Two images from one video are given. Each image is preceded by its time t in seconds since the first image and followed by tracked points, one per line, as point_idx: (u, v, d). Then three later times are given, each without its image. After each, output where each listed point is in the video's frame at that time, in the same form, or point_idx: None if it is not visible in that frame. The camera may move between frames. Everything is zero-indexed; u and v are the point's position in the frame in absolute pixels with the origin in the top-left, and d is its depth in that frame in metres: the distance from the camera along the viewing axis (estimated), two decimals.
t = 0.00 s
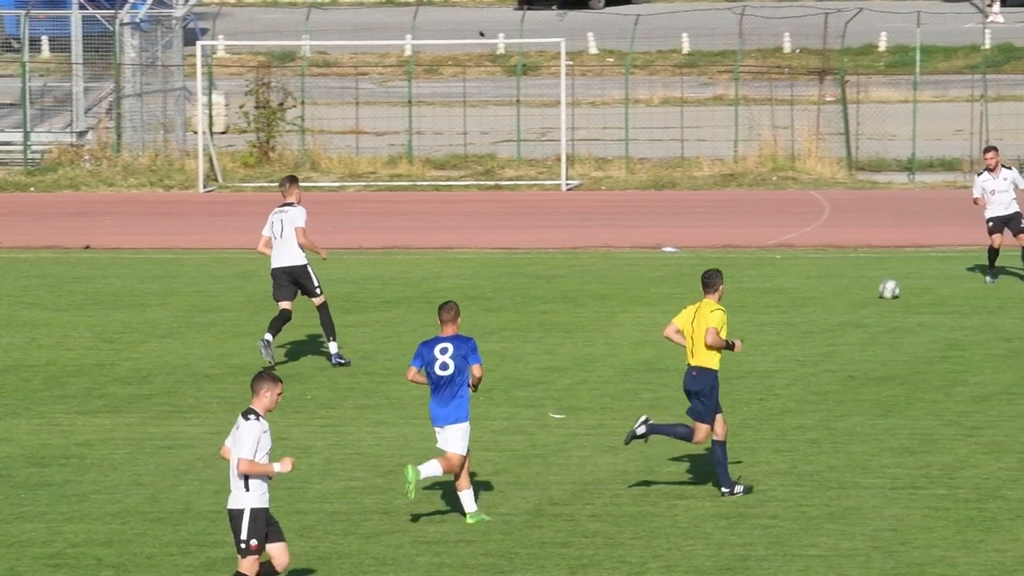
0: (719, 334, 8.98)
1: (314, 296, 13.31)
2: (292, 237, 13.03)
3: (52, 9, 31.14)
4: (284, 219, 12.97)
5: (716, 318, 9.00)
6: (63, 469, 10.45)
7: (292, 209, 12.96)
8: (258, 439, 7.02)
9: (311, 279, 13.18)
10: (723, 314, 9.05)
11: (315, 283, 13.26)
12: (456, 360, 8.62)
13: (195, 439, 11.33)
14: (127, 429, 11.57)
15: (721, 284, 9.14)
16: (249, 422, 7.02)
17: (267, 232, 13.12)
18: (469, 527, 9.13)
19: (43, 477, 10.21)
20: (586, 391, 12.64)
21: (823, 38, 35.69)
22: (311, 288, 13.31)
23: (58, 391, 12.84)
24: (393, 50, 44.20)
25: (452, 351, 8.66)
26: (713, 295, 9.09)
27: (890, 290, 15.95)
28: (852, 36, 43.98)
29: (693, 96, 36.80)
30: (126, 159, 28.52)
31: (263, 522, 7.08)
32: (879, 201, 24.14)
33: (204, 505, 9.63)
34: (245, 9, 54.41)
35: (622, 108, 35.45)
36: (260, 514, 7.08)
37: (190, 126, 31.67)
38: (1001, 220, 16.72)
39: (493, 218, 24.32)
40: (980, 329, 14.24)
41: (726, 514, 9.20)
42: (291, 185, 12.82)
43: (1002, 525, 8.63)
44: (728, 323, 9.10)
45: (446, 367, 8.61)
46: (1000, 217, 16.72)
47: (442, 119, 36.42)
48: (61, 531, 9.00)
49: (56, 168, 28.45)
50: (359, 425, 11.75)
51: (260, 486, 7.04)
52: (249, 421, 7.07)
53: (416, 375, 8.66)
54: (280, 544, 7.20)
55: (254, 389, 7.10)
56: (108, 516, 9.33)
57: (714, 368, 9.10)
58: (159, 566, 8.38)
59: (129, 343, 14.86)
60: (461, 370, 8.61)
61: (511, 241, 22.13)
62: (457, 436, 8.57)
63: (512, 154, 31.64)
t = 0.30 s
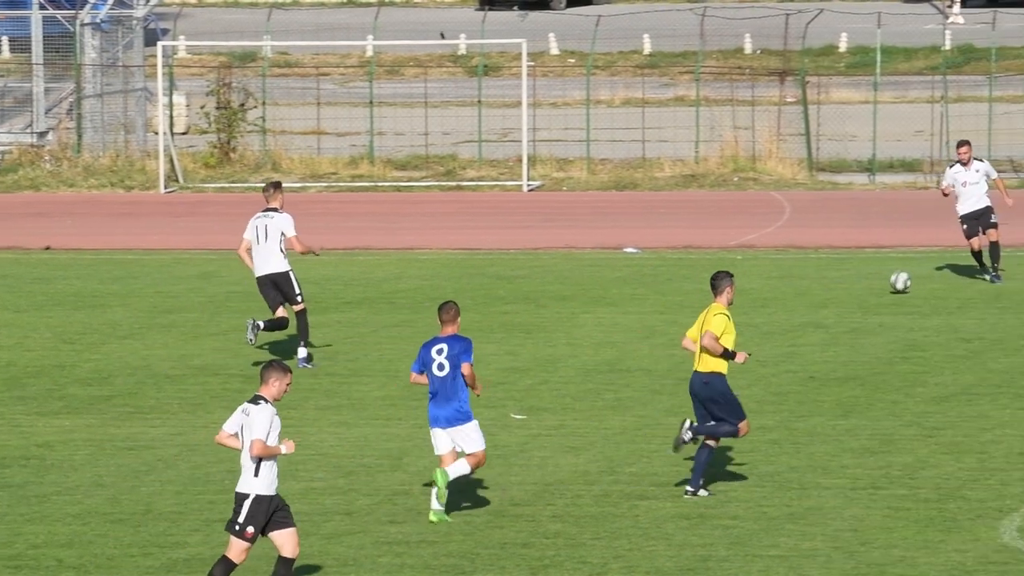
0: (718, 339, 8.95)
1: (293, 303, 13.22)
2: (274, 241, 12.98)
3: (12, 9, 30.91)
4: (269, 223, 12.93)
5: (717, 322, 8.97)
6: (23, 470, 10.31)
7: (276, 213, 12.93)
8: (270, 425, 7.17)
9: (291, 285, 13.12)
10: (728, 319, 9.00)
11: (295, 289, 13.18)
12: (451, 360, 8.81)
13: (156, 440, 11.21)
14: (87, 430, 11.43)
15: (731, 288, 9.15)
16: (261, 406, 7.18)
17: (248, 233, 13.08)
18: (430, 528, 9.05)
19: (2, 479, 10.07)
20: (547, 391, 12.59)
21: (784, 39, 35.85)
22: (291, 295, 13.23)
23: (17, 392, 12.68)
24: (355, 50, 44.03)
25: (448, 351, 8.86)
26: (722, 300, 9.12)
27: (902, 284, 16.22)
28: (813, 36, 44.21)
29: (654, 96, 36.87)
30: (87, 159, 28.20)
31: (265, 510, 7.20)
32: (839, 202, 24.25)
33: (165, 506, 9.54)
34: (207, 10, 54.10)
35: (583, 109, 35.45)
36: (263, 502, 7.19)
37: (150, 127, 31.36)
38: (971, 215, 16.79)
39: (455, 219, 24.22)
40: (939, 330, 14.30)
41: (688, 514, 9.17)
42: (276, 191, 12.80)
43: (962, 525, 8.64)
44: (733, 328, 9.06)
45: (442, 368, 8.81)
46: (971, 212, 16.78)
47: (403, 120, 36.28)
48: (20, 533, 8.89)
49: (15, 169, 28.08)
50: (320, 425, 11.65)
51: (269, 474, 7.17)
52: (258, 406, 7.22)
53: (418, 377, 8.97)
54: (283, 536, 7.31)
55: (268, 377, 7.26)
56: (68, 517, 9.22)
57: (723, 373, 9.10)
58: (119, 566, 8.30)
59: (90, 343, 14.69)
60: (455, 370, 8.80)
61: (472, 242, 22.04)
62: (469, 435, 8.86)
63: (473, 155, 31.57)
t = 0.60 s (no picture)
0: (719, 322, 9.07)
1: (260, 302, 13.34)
2: (255, 237, 13.24)
3: None
4: (250, 218, 13.16)
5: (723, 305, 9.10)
6: None
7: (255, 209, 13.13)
8: (272, 428, 7.03)
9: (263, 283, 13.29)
10: (732, 303, 9.07)
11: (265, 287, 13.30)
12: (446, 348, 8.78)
13: (114, 440, 11.10)
14: (45, 431, 11.32)
15: (741, 274, 9.23)
16: (265, 410, 7.04)
17: (223, 225, 13.20)
18: (389, 528, 8.98)
19: None
20: (506, 391, 12.54)
21: (742, 40, 36.00)
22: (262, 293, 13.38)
23: None
24: (313, 50, 43.79)
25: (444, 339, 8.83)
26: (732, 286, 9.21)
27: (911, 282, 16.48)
28: (771, 36, 44.43)
29: (612, 96, 36.93)
30: (43, 159, 27.86)
31: (279, 514, 7.07)
32: (797, 202, 24.34)
33: (123, 506, 9.45)
34: (165, 9, 53.73)
35: (541, 109, 35.43)
36: (276, 507, 7.06)
37: (107, 126, 31.04)
38: (941, 216, 16.88)
39: (412, 219, 24.11)
40: (897, 330, 14.36)
41: (646, 514, 9.14)
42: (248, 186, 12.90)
43: (920, 525, 8.65)
44: (739, 311, 9.12)
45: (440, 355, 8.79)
46: (941, 213, 16.89)
47: (361, 120, 36.12)
48: None
49: None
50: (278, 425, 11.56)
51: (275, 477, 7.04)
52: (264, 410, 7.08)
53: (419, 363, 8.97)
54: (289, 542, 7.19)
55: (272, 381, 7.14)
56: (26, 519, 9.14)
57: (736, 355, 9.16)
58: (77, 567, 8.25)
59: (46, 343, 14.52)
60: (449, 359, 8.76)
61: (430, 242, 21.94)
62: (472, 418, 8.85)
63: (432, 155, 31.47)
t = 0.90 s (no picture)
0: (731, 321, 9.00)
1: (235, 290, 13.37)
2: (234, 228, 13.27)
3: None
4: (229, 208, 13.20)
5: (736, 303, 9.01)
6: None
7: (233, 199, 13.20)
8: (273, 435, 7.03)
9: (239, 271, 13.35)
10: (746, 301, 9.03)
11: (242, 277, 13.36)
12: (452, 351, 8.70)
13: (77, 440, 10.98)
14: (8, 432, 11.18)
15: (756, 274, 9.18)
16: (268, 418, 7.06)
17: (201, 216, 13.17)
18: (353, 528, 8.91)
19: None
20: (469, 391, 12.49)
21: (705, 41, 36.10)
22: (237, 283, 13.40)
23: None
24: (277, 49, 43.55)
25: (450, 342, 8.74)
26: (746, 284, 9.13)
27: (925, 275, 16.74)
28: (735, 36, 44.59)
29: (576, 96, 36.97)
30: (5, 159, 27.58)
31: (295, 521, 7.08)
32: (760, 202, 24.40)
33: (86, 506, 9.35)
34: (129, 9, 53.35)
35: (505, 109, 35.39)
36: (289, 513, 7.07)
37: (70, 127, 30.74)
38: (913, 209, 17.00)
39: (376, 218, 24.03)
40: (861, 330, 14.41)
41: (611, 514, 9.11)
42: (223, 177, 12.96)
43: (883, 524, 8.67)
44: (753, 311, 9.05)
45: (443, 358, 8.69)
46: (912, 207, 17.00)
47: (326, 119, 35.97)
48: None
49: None
50: (243, 425, 11.47)
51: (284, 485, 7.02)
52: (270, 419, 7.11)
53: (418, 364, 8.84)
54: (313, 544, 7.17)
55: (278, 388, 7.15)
56: None
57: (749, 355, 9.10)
58: (40, 568, 8.15)
59: (10, 343, 14.36)
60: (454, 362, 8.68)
61: (394, 242, 21.87)
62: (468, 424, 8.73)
63: (396, 154, 31.35)
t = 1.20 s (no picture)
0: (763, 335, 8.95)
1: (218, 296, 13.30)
2: (214, 230, 13.17)
3: None
4: (208, 212, 13.09)
5: (762, 319, 8.94)
6: None
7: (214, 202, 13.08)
8: (282, 418, 7.06)
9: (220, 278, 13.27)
10: (770, 316, 8.96)
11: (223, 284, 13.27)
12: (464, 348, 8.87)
13: (43, 441, 10.86)
14: None
15: (774, 282, 9.09)
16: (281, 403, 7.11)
17: (181, 222, 13.05)
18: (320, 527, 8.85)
19: None
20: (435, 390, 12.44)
21: (672, 41, 36.16)
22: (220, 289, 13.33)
23: None
24: (244, 49, 43.30)
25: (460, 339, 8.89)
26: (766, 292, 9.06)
27: (916, 270, 16.99)
28: (701, 36, 44.70)
29: (543, 96, 36.98)
30: None
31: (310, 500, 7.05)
32: (727, 202, 24.45)
33: (52, 506, 9.25)
34: (94, 8, 52.94)
35: (472, 108, 35.34)
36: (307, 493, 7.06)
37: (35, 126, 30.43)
38: (887, 204, 17.10)
39: (342, 217, 23.95)
40: (826, 330, 14.45)
41: (577, 513, 9.09)
42: (201, 178, 12.93)
43: (850, 524, 8.68)
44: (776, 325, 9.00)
45: (454, 354, 8.84)
46: (885, 202, 17.12)
47: (292, 119, 35.81)
48: None
49: None
50: (210, 424, 11.37)
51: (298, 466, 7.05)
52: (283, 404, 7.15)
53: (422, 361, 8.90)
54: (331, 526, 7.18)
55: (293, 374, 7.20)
56: None
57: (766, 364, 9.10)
58: (6, 569, 8.06)
59: None
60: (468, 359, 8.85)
61: (362, 241, 21.81)
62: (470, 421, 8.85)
63: (363, 154, 31.21)
